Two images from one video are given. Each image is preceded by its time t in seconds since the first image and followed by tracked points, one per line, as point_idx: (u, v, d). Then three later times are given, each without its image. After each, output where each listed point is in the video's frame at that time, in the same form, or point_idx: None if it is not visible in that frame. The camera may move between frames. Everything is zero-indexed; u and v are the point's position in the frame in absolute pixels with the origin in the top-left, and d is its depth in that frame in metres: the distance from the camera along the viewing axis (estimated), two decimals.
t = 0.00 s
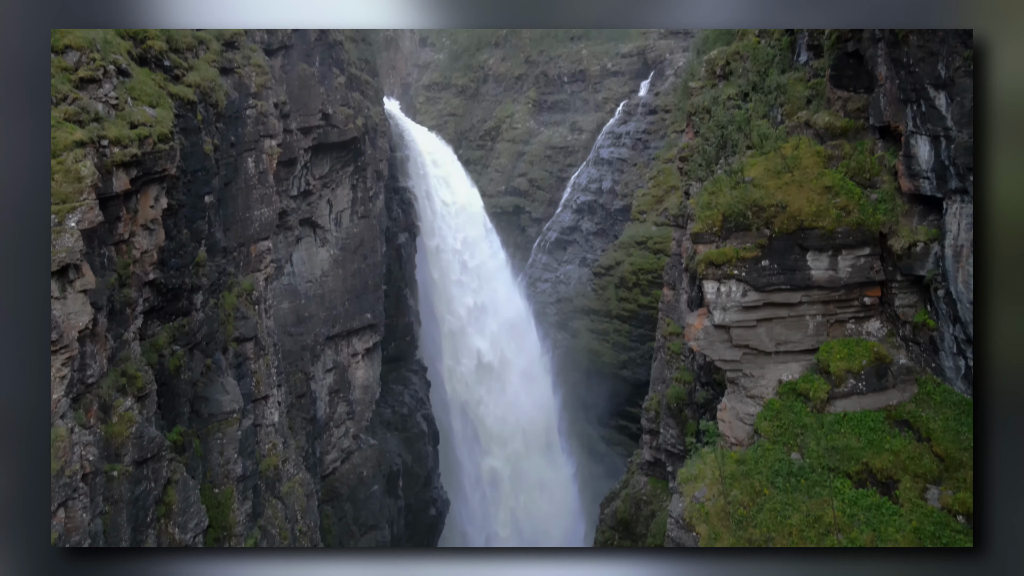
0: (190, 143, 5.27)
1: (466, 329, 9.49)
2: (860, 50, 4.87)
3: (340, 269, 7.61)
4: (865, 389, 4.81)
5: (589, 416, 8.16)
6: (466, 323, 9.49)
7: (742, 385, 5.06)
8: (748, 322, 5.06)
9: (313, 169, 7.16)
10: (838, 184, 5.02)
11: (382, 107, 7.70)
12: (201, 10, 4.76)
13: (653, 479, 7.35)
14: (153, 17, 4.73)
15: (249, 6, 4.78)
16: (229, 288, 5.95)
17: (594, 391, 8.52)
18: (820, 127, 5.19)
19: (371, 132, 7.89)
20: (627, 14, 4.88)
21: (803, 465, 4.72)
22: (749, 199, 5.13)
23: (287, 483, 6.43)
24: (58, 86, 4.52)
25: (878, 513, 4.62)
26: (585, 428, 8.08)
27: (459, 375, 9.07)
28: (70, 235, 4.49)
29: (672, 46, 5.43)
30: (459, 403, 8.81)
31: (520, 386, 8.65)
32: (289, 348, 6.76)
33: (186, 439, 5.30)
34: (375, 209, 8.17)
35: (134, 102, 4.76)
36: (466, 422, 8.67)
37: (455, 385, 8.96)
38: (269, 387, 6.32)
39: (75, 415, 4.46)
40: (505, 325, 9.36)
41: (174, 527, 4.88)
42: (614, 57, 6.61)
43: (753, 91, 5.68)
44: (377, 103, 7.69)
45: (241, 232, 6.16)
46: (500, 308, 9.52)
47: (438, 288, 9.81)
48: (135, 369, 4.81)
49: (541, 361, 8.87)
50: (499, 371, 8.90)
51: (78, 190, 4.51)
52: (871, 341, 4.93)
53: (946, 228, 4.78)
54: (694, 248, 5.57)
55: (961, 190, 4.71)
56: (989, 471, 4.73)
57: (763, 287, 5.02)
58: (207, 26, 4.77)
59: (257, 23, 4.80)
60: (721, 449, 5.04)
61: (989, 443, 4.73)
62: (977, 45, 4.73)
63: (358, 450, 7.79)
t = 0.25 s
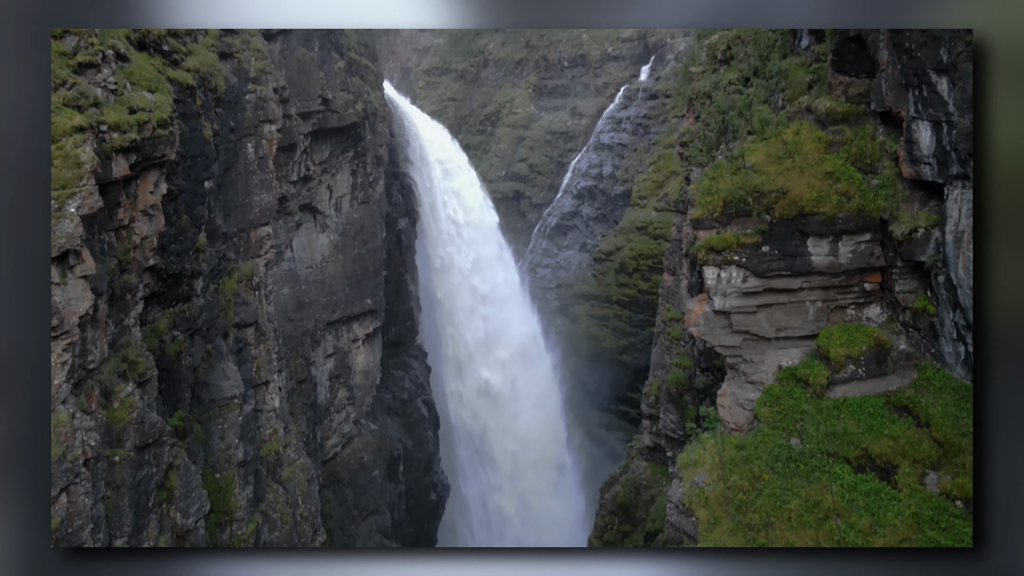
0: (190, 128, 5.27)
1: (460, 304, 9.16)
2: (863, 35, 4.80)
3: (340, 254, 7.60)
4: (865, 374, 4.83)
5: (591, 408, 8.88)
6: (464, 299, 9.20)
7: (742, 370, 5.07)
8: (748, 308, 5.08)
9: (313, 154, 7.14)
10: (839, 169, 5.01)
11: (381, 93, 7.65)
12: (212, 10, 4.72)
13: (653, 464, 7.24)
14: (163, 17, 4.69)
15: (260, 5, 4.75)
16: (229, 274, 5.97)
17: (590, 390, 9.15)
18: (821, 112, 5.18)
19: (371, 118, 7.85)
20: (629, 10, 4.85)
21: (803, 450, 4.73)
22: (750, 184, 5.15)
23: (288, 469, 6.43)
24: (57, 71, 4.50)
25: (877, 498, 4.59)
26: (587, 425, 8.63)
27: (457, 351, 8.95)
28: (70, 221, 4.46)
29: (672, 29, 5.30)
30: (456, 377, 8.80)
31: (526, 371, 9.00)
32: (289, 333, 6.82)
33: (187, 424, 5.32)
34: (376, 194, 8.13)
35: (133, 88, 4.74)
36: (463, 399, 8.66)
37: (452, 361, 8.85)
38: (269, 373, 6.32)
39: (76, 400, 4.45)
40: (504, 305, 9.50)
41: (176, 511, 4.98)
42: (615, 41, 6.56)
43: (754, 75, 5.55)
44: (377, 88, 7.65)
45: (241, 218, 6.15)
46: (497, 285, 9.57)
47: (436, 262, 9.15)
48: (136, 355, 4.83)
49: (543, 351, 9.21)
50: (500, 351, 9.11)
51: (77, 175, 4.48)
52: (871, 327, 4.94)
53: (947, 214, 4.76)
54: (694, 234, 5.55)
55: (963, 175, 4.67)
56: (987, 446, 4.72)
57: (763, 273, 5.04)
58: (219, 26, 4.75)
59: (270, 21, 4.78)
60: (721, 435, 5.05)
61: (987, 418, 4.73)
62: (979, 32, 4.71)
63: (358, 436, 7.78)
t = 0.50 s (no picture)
0: (189, 116, 5.27)
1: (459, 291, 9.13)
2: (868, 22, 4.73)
3: (340, 242, 7.59)
4: (864, 362, 4.84)
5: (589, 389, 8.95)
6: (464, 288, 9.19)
7: (742, 358, 5.07)
8: (748, 296, 5.07)
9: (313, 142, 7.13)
10: (840, 157, 5.01)
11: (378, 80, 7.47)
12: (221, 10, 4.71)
13: (653, 452, 7.23)
14: (172, 17, 4.68)
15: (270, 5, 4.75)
16: (229, 262, 5.97)
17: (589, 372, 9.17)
18: (823, 100, 5.15)
19: (371, 105, 7.84)
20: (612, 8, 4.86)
21: (802, 437, 4.73)
22: (751, 172, 5.15)
23: (289, 456, 6.43)
24: (55, 58, 4.48)
25: (876, 485, 4.58)
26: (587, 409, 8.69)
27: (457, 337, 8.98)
28: (70, 209, 4.47)
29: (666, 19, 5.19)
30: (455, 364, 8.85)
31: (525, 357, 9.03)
32: (290, 321, 6.80)
33: (188, 412, 5.33)
34: (376, 181, 8.12)
35: (132, 75, 4.71)
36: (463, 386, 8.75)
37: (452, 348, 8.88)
38: (269, 360, 6.32)
39: (78, 387, 4.45)
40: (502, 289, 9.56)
41: (178, 498, 5.01)
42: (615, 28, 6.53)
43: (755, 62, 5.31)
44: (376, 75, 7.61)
45: (241, 206, 6.15)
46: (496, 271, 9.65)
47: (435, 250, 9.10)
48: (137, 343, 4.84)
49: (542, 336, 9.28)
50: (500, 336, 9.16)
51: (77, 162, 4.47)
52: (871, 314, 4.95)
53: (948, 201, 4.77)
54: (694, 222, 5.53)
55: (964, 163, 4.69)
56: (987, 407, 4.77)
57: (764, 261, 5.04)
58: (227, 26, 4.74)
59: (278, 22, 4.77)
60: (721, 422, 5.07)
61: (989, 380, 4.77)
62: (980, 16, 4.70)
63: (359, 423, 7.80)
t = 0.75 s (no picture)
0: (188, 103, 5.25)
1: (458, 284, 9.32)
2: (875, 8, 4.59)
3: (340, 230, 7.58)
4: (864, 350, 4.86)
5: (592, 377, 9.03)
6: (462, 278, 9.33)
7: (742, 346, 5.08)
8: (748, 284, 5.07)
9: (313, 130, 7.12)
10: (840, 145, 5.01)
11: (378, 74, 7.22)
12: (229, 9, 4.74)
13: (653, 439, 7.26)
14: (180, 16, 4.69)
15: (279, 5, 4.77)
16: (229, 250, 5.96)
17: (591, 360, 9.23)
18: (823, 87, 5.11)
19: (371, 93, 7.79)
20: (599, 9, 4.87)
21: (801, 425, 4.74)
22: (751, 160, 5.14)
23: (290, 444, 6.43)
24: (53, 45, 4.48)
25: (875, 473, 4.60)
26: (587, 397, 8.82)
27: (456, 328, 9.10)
28: (70, 197, 4.47)
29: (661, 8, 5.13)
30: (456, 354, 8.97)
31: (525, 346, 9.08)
32: (290, 309, 6.79)
33: (188, 400, 5.35)
34: (375, 169, 8.10)
35: (131, 62, 4.65)
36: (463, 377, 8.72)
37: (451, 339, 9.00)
38: (270, 349, 6.32)
39: (78, 375, 4.46)
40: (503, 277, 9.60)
41: (179, 486, 5.05)
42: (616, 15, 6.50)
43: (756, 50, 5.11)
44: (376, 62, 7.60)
45: (241, 194, 6.15)
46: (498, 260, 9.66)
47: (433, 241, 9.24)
48: (138, 331, 4.84)
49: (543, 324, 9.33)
50: (499, 326, 9.26)
51: (76, 151, 4.48)
52: (871, 302, 4.95)
53: (948, 189, 4.76)
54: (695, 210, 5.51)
55: (965, 151, 4.68)
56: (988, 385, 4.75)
57: (764, 249, 5.03)
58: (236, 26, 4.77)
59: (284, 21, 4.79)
60: (720, 410, 5.07)
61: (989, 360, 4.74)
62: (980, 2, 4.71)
63: (360, 411, 7.81)
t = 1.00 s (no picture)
0: (188, 92, 5.23)
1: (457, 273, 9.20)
2: None
3: (340, 219, 7.57)
4: (864, 338, 4.87)
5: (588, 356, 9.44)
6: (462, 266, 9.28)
7: (742, 334, 5.09)
8: (748, 273, 5.07)
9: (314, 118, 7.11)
10: (841, 134, 5.00)
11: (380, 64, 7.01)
12: (239, 9, 4.74)
13: (653, 427, 7.34)
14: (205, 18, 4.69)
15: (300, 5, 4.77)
16: (229, 239, 5.96)
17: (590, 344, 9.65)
18: (824, 76, 5.02)
19: (370, 81, 7.52)
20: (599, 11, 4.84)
21: (801, 414, 4.76)
22: (752, 149, 5.13)
23: (290, 432, 6.42)
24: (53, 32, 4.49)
25: (874, 461, 4.62)
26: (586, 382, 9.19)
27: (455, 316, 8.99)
28: (69, 185, 4.46)
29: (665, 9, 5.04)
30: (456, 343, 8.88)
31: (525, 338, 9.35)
32: (291, 298, 6.74)
33: (189, 388, 5.36)
34: (375, 157, 8.08)
35: (129, 50, 4.63)
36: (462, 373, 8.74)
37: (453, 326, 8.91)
38: (269, 337, 6.31)
39: (79, 363, 4.48)
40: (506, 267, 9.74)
41: (180, 473, 5.08)
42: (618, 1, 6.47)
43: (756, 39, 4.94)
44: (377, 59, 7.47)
45: (241, 182, 6.14)
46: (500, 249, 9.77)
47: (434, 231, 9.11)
48: (138, 319, 4.85)
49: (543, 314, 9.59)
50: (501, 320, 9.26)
51: (75, 139, 4.48)
52: (871, 291, 4.95)
53: (949, 177, 4.75)
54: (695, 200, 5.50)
55: (966, 139, 4.67)
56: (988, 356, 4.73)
57: (764, 238, 5.04)
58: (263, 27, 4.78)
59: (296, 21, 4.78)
60: (720, 399, 5.09)
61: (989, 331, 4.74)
62: None
63: (360, 399, 7.78)
